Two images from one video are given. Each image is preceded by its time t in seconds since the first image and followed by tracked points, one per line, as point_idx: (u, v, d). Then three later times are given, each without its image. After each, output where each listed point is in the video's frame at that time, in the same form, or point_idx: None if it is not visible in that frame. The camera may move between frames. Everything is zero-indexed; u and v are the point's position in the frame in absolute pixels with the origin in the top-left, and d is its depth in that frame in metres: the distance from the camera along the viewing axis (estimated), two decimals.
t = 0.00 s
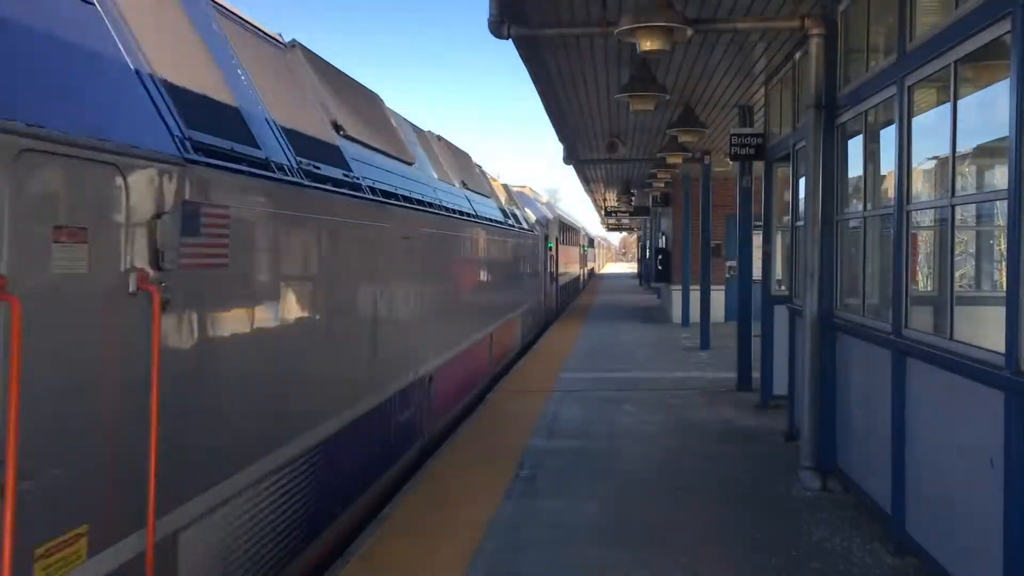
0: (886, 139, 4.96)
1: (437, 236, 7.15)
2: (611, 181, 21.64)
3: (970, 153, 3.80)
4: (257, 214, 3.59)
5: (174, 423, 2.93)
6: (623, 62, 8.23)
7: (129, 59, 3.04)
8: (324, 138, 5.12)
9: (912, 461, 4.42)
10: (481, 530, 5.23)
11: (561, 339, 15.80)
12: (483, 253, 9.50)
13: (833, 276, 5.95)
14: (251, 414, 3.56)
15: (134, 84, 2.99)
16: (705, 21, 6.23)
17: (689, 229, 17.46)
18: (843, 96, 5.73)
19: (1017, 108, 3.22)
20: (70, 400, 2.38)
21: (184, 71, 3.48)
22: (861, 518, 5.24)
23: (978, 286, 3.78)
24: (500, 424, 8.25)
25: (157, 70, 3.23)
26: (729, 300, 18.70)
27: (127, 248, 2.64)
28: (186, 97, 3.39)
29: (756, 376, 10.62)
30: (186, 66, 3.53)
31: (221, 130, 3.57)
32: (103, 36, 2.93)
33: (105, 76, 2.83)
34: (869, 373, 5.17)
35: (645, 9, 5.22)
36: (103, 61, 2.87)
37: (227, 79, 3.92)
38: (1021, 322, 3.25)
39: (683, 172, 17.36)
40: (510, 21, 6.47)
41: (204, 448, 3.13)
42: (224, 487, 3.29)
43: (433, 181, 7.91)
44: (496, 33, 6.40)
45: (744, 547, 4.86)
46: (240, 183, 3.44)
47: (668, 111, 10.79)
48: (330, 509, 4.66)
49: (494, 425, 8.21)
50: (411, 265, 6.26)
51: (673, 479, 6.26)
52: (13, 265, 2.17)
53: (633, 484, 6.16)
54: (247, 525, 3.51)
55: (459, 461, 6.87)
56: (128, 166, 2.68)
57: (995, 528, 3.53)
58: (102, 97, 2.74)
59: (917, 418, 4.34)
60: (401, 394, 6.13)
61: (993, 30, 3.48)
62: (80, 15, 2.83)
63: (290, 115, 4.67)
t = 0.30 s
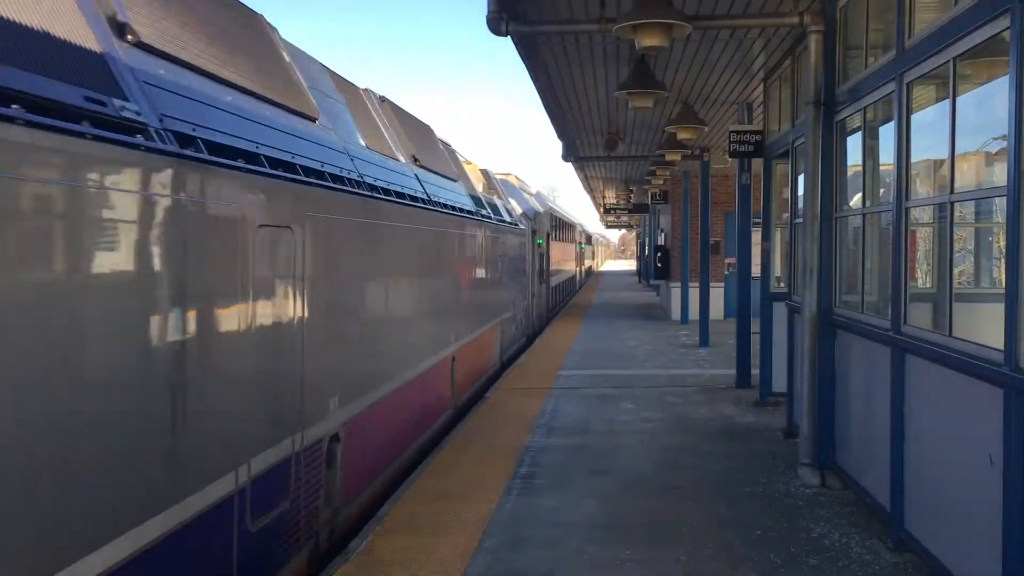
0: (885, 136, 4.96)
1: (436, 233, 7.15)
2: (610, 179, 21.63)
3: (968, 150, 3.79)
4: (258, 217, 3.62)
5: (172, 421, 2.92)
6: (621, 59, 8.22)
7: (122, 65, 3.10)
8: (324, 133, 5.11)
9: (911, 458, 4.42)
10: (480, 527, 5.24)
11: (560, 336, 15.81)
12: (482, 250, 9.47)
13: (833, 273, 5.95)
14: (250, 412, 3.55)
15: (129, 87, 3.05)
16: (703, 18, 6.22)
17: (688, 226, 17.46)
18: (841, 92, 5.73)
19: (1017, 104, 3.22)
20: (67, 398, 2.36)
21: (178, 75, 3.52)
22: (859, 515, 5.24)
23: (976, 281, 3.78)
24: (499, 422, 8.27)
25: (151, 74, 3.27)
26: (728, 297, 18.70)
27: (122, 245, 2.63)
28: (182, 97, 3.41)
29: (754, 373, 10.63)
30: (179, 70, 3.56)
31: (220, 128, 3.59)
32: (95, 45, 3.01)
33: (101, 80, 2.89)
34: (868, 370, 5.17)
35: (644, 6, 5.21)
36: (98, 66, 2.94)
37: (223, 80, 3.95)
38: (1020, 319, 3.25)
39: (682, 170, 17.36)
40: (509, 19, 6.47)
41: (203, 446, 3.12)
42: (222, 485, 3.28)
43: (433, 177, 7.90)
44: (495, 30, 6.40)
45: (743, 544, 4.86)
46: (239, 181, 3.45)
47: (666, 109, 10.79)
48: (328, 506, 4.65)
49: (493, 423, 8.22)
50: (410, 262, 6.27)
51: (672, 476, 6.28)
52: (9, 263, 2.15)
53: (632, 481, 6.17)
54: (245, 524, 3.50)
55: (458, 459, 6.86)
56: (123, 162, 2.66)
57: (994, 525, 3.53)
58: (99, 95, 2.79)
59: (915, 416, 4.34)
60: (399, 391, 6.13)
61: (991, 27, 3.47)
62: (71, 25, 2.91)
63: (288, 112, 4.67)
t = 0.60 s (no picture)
0: (887, 134, 4.95)
1: (438, 231, 7.13)
2: (612, 176, 21.60)
3: (971, 147, 3.78)
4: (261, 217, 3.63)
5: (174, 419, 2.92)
6: (623, 57, 8.21)
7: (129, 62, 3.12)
8: (327, 130, 5.10)
9: (913, 456, 4.41)
10: (481, 524, 5.25)
11: (562, 334, 15.81)
12: (484, 248, 9.47)
13: (835, 271, 5.94)
14: (251, 410, 3.55)
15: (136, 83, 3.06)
16: (705, 15, 6.21)
17: (690, 224, 17.45)
18: (843, 89, 5.72)
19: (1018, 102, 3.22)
20: (70, 395, 2.36)
21: (182, 71, 3.53)
22: (861, 513, 5.24)
23: (979, 279, 3.78)
24: (500, 419, 8.27)
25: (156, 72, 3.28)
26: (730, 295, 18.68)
27: (125, 242, 2.63)
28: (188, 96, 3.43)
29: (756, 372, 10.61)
30: (185, 67, 3.56)
31: (226, 125, 3.60)
32: (105, 40, 3.02)
33: (107, 75, 2.90)
34: (870, 368, 5.17)
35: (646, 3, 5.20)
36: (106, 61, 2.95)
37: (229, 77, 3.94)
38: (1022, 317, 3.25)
39: (683, 167, 17.35)
40: (511, 16, 6.46)
41: (204, 444, 3.12)
42: (224, 481, 3.28)
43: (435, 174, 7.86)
44: (496, 27, 6.39)
45: (745, 541, 4.86)
46: (241, 178, 3.45)
47: (668, 106, 10.78)
48: (330, 503, 4.66)
49: (495, 420, 8.23)
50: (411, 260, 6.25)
51: (673, 474, 6.28)
52: (10, 261, 2.15)
53: (634, 479, 6.17)
54: (247, 521, 3.50)
55: (460, 456, 6.87)
56: (125, 160, 2.66)
57: (996, 523, 3.53)
58: (105, 91, 2.81)
59: (917, 413, 4.34)
60: (401, 389, 6.13)
61: (995, 24, 3.46)
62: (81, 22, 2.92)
63: (290, 108, 4.66)
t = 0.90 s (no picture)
0: (891, 133, 4.94)
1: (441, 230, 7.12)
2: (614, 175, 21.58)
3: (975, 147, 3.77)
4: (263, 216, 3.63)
5: (176, 418, 2.92)
6: (626, 56, 8.21)
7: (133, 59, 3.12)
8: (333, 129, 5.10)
9: (916, 455, 4.41)
10: (483, 523, 5.25)
11: (564, 333, 15.80)
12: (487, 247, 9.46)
13: (838, 270, 5.93)
14: (253, 409, 3.55)
15: (139, 82, 3.07)
16: (709, 14, 6.20)
17: (692, 223, 17.43)
18: (847, 88, 5.71)
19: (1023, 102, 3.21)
20: (71, 393, 2.37)
21: (188, 70, 3.53)
22: (864, 513, 5.24)
23: (982, 278, 3.77)
24: (503, 418, 8.27)
25: (161, 70, 3.29)
26: (732, 295, 18.65)
27: (127, 242, 2.63)
28: (193, 92, 3.44)
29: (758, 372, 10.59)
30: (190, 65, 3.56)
31: (229, 124, 3.60)
32: (107, 40, 3.02)
33: (110, 75, 2.91)
34: (873, 367, 5.16)
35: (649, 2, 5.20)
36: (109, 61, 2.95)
37: (236, 76, 3.95)
38: None
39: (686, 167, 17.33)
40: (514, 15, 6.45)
41: (206, 442, 3.12)
42: (226, 480, 3.29)
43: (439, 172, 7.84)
44: (500, 26, 6.39)
45: (747, 541, 4.86)
46: (244, 178, 3.45)
47: (671, 105, 10.77)
48: (333, 502, 4.66)
49: (497, 419, 8.23)
50: (414, 258, 6.25)
51: (676, 473, 6.27)
52: (12, 261, 2.16)
53: (636, 479, 6.16)
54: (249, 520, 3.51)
55: (463, 455, 6.87)
56: (129, 159, 2.67)
57: (999, 523, 3.52)
58: (108, 89, 2.81)
59: (920, 413, 4.34)
60: (404, 388, 6.13)
61: (999, 23, 3.45)
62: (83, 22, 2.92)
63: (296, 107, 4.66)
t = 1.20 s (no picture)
0: (893, 133, 4.92)
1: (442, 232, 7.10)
2: (616, 176, 21.59)
3: (978, 147, 3.76)
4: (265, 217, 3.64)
5: (178, 417, 2.92)
6: (628, 57, 8.21)
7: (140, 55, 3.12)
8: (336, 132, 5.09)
9: (917, 456, 4.41)
10: (484, 524, 5.25)
11: (565, 334, 15.78)
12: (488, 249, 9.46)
13: (840, 270, 5.91)
14: (254, 410, 3.55)
15: (146, 79, 3.06)
16: (710, 15, 6.20)
17: (694, 224, 17.43)
18: (848, 89, 5.71)
19: None
20: (73, 392, 2.37)
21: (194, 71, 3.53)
22: (866, 514, 5.23)
23: (985, 280, 3.75)
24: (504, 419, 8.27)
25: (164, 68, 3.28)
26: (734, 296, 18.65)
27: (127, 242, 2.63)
28: (198, 91, 3.43)
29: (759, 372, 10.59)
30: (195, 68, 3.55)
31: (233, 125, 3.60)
32: (115, 36, 3.01)
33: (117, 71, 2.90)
34: (876, 369, 5.15)
35: (651, 2, 5.20)
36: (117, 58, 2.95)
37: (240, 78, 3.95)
38: None
39: (688, 167, 17.33)
40: (515, 15, 6.46)
41: (207, 442, 3.12)
42: (227, 479, 3.29)
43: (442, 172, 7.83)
44: (502, 27, 6.39)
45: (749, 542, 4.86)
46: (246, 178, 3.45)
47: (673, 106, 10.77)
48: (334, 502, 4.67)
49: (498, 420, 8.23)
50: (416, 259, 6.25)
51: (677, 474, 6.27)
52: (14, 262, 2.16)
53: (637, 479, 6.16)
54: (250, 520, 3.51)
55: (464, 455, 6.87)
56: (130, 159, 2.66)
57: (1001, 524, 3.51)
58: (113, 87, 2.81)
59: (922, 413, 4.34)
60: (405, 388, 6.12)
61: (1001, 24, 3.45)
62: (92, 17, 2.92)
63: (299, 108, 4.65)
